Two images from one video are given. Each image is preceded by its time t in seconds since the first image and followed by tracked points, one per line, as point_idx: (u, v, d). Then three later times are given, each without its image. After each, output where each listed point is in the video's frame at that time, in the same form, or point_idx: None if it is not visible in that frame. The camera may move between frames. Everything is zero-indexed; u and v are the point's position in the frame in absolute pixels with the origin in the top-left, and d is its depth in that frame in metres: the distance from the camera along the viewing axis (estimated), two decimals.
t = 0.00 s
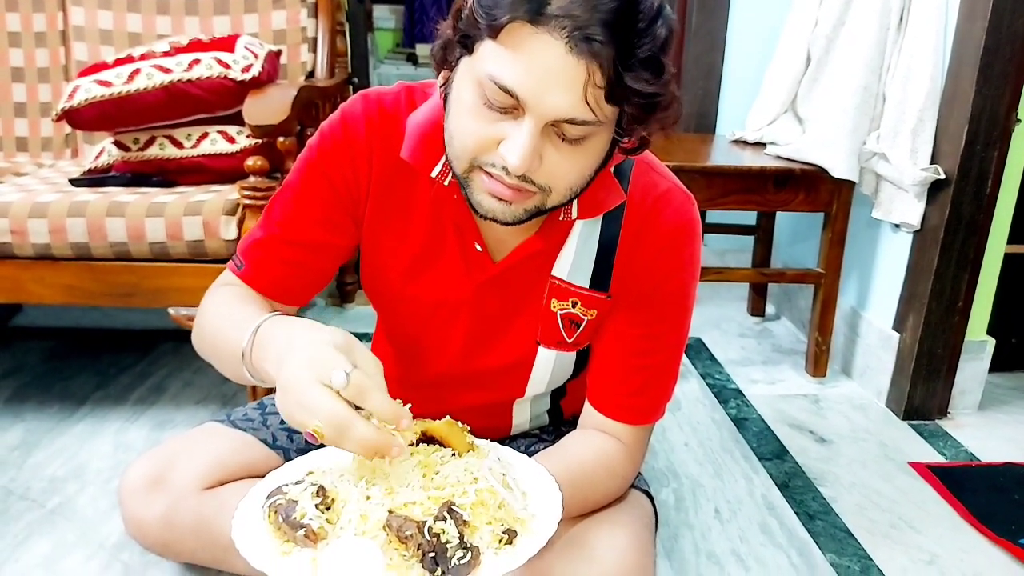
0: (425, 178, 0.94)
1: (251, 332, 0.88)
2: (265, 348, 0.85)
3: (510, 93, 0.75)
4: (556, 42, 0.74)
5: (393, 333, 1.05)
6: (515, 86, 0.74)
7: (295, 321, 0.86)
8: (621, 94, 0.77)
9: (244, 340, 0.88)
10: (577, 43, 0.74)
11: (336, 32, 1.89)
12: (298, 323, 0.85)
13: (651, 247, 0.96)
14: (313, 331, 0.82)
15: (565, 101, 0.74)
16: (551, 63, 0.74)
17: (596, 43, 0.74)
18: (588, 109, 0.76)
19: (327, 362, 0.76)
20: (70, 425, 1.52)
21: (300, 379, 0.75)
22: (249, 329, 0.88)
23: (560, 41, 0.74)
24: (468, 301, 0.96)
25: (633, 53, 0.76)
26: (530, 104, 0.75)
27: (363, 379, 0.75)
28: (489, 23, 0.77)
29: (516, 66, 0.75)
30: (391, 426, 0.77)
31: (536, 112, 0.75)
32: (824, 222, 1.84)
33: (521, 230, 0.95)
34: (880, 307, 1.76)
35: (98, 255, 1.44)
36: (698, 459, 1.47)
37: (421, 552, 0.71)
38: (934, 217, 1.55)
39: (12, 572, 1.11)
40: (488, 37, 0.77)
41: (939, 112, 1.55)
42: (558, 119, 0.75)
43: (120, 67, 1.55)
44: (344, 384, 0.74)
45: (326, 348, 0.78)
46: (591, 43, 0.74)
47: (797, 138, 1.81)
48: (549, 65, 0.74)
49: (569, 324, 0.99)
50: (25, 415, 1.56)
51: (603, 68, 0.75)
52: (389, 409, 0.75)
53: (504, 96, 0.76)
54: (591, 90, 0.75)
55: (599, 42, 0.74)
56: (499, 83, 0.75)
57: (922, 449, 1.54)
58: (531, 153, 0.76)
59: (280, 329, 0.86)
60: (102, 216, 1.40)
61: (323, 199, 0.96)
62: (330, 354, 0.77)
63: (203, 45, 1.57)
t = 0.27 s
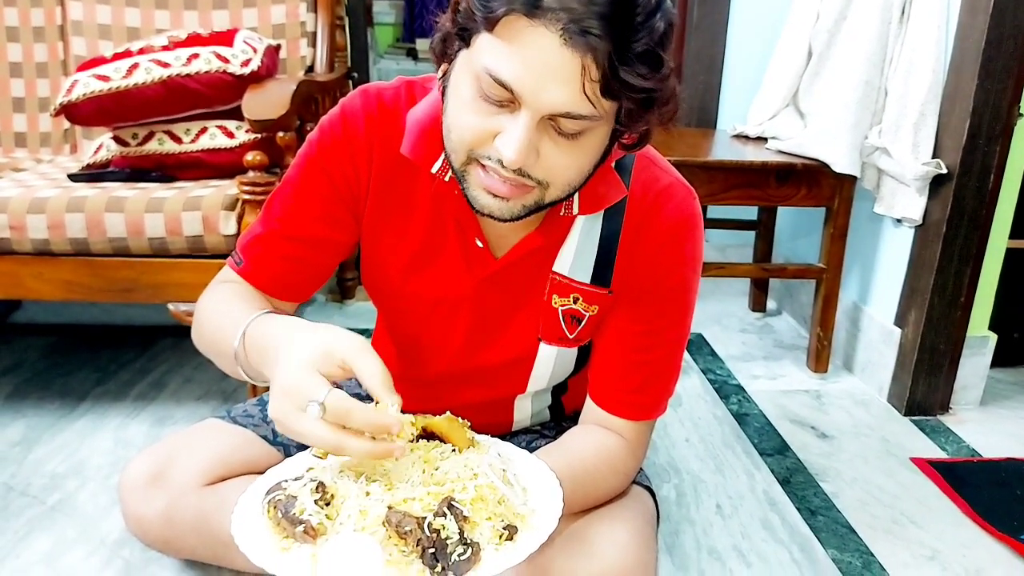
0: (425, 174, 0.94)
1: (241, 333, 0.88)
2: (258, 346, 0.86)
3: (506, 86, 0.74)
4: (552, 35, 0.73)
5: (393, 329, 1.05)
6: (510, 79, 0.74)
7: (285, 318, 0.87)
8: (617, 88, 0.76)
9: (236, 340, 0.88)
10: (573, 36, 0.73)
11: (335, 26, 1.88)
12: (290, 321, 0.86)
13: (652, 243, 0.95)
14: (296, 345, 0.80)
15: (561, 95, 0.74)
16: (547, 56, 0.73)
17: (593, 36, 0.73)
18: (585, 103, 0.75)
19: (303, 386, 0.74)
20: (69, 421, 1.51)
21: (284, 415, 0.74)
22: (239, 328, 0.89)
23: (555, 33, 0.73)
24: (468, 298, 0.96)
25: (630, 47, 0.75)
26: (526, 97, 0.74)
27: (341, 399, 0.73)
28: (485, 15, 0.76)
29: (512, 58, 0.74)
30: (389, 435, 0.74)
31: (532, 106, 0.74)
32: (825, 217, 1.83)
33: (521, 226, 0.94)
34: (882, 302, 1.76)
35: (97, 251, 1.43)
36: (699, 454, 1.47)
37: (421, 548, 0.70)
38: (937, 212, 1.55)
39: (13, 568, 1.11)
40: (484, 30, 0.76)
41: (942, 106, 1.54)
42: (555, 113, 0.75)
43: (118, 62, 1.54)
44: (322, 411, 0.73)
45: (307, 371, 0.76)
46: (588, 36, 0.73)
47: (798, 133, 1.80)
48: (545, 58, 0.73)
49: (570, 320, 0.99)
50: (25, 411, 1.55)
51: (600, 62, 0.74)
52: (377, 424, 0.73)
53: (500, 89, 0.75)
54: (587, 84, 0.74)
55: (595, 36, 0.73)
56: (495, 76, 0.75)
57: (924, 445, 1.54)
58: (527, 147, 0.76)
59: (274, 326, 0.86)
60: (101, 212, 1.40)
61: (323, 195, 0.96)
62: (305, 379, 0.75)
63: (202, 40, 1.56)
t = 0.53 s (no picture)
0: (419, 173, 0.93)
1: (225, 332, 0.87)
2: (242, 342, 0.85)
3: (493, 82, 0.74)
4: (538, 28, 0.72)
5: (387, 328, 1.04)
6: (497, 74, 0.74)
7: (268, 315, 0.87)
8: (603, 82, 0.75)
9: (220, 340, 0.88)
10: (558, 28, 0.72)
11: (330, 24, 1.88)
12: (274, 317, 0.85)
13: (647, 242, 0.95)
14: (280, 344, 0.79)
15: (549, 90, 0.73)
16: (533, 51, 0.73)
17: (578, 28, 0.72)
18: (573, 98, 0.74)
19: (287, 385, 0.73)
20: (62, 421, 1.51)
21: (278, 416, 0.74)
22: (223, 327, 0.88)
23: (541, 27, 0.72)
24: (462, 297, 0.96)
25: (617, 40, 0.75)
26: (514, 93, 0.74)
27: (325, 392, 0.71)
28: (471, 10, 0.75)
29: (499, 53, 0.74)
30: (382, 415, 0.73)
31: (520, 102, 0.74)
32: (820, 216, 1.83)
33: (515, 226, 0.95)
34: (877, 301, 1.76)
35: (90, 250, 1.43)
36: (694, 453, 1.47)
37: (414, 547, 0.70)
38: (931, 210, 1.55)
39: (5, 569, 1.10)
40: (471, 25, 0.76)
41: (936, 104, 1.54)
42: (543, 108, 0.74)
43: (111, 60, 1.53)
44: (309, 406, 0.72)
45: (289, 369, 0.75)
46: (573, 27, 0.72)
47: (793, 131, 1.80)
48: (531, 52, 0.73)
49: (565, 320, 0.98)
50: (17, 411, 1.54)
51: (586, 55, 0.73)
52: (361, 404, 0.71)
53: (488, 85, 0.75)
54: (574, 77, 0.74)
55: (580, 27, 0.72)
56: (482, 71, 0.74)
57: (919, 443, 1.54)
58: (516, 144, 0.75)
59: (260, 323, 0.85)
60: (93, 210, 1.39)
61: (315, 194, 0.95)
62: (288, 379, 0.74)
63: (196, 37, 1.56)
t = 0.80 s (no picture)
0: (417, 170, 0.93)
1: (225, 326, 0.87)
2: (240, 339, 0.85)
3: (481, 85, 0.74)
4: (521, 30, 0.72)
5: (387, 326, 1.04)
6: (484, 78, 0.73)
7: (267, 311, 0.86)
8: (592, 78, 0.74)
9: (220, 335, 0.87)
10: (541, 28, 0.72)
11: (329, 19, 1.88)
12: (272, 314, 0.85)
13: (645, 238, 0.95)
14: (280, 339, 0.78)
15: (538, 89, 0.73)
16: (518, 52, 0.72)
17: (561, 26, 0.72)
18: (563, 95, 0.74)
19: (284, 376, 0.73)
20: (63, 417, 1.51)
21: (272, 409, 0.74)
22: (222, 322, 0.88)
23: (524, 27, 0.72)
24: (461, 294, 0.96)
25: (600, 34, 0.74)
26: (503, 95, 0.73)
27: (323, 387, 0.71)
28: (453, 16, 0.75)
29: (485, 57, 0.73)
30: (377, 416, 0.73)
31: (510, 103, 0.74)
32: (821, 211, 1.83)
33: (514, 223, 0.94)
34: (877, 297, 1.76)
35: (90, 246, 1.42)
36: (694, 449, 1.47)
37: (412, 545, 0.70)
38: (932, 206, 1.54)
39: (6, 566, 1.10)
40: (455, 31, 0.76)
41: (937, 100, 1.54)
42: (534, 108, 0.74)
43: (110, 55, 1.53)
44: (305, 399, 0.72)
45: (288, 362, 0.75)
46: (556, 26, 0.72)
47: (794, 127, 1.80)
48: (517, 54, 0.72)
49: (564, 316, 0.98)
50: (18, 407, 1.54)
51: (571, 51, 0.73)
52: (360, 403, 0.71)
53: (477, 89, 0.75)
54: (563, 75, 0.73)
55: (563, 25, 0.72)
56: (470, 76, 0.74)
57: (919, 439, 1.54)
58: (512, 145, 0.75)
59: (258, 318, 0.84)
60: (93, 207, 1.39)
61: (313, 192, 0.95)
62: (285, 370, 0.74)
63: (195, 33, 1.55)
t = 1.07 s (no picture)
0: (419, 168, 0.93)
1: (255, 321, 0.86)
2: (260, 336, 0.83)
3: (481, 85, 0.74)
4: (521, 29, 0.72)
5: (389, 325, 1.04)
6: (484, 77, 0.73)
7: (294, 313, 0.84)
8: (591, 77, 0.74)
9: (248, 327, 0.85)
10: (540, 27, 0.72)
11: (332, 17, 1.87)
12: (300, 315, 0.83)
13: (647, 236, 0.94)
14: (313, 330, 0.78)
15: (537, 89, 0.72)
16: (518, 51, 0.72)
17: (560, 25, 0.71)
18: (563, 95, 0.74)
19: (354, 362, 0.74)
20: (67, 416, 1.51)
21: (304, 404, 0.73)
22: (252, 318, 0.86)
23: (524, 26, 0.72)
24: (463, 293, 0.95)
25: (599, 32, 0.73)
26: (502, 95, 0.73)
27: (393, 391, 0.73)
28: (452, 15, 0.75)
29: (485, 56, 0.73)
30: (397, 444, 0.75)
31: (509, 103, 0.73)
32: (825, 210, 1.82)
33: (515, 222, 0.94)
34: (882, 295, 1.75)
35: (93, 245, 1.43)
36: (698, 448, 1.47)
37: (412, 545, 0.70)
38: (937, 204, 1.54)
39: (10, 564, 1.10)
40: (454, 30, 0.75)
41: (942, 97, 1.54)
42: (534, 107, 0.73)
43: (113, 54, 1.53)
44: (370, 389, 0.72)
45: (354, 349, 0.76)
46: (554, 25, 0.71)
47: (798, 125, 1.79)
48: (517, 52, 0.72)
49: (567, 314, 0.98)
50: (22, 406, 1.55)
51: (570, 50, 0.72)
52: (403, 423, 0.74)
53: (477, 89, 0.74)
54: (562, 75, 0.73)
55: (562, 24, 0.71)
56: (470, 75, 0.74)
57: (924, 438, 1.54)
58: (511, 145, 0.75)
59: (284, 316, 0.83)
60: (97, 205, 1.39)
61: (314, 189, 0.95)
62: (354, 358, 0.74)
63: (198, 31, 1.55)
